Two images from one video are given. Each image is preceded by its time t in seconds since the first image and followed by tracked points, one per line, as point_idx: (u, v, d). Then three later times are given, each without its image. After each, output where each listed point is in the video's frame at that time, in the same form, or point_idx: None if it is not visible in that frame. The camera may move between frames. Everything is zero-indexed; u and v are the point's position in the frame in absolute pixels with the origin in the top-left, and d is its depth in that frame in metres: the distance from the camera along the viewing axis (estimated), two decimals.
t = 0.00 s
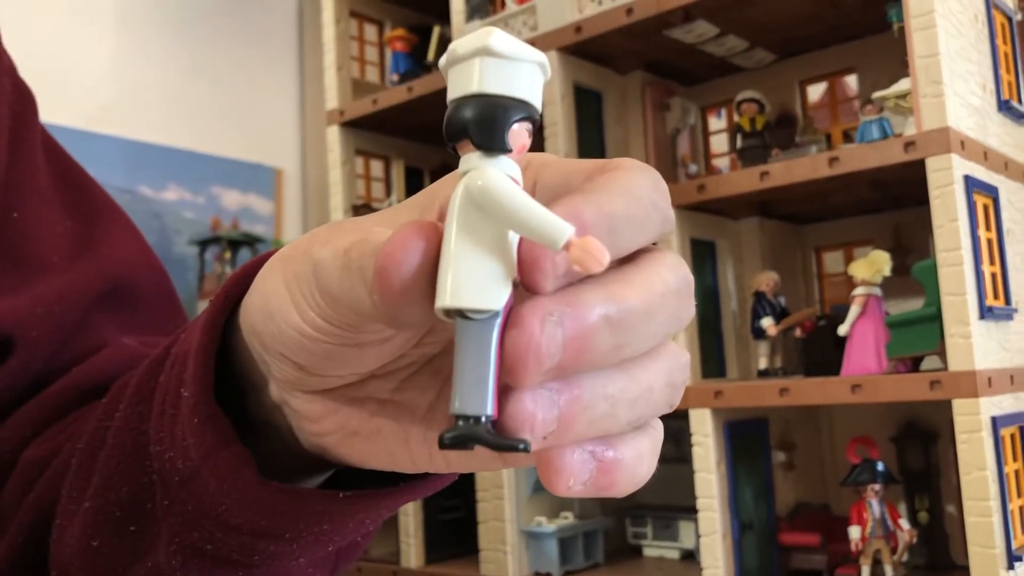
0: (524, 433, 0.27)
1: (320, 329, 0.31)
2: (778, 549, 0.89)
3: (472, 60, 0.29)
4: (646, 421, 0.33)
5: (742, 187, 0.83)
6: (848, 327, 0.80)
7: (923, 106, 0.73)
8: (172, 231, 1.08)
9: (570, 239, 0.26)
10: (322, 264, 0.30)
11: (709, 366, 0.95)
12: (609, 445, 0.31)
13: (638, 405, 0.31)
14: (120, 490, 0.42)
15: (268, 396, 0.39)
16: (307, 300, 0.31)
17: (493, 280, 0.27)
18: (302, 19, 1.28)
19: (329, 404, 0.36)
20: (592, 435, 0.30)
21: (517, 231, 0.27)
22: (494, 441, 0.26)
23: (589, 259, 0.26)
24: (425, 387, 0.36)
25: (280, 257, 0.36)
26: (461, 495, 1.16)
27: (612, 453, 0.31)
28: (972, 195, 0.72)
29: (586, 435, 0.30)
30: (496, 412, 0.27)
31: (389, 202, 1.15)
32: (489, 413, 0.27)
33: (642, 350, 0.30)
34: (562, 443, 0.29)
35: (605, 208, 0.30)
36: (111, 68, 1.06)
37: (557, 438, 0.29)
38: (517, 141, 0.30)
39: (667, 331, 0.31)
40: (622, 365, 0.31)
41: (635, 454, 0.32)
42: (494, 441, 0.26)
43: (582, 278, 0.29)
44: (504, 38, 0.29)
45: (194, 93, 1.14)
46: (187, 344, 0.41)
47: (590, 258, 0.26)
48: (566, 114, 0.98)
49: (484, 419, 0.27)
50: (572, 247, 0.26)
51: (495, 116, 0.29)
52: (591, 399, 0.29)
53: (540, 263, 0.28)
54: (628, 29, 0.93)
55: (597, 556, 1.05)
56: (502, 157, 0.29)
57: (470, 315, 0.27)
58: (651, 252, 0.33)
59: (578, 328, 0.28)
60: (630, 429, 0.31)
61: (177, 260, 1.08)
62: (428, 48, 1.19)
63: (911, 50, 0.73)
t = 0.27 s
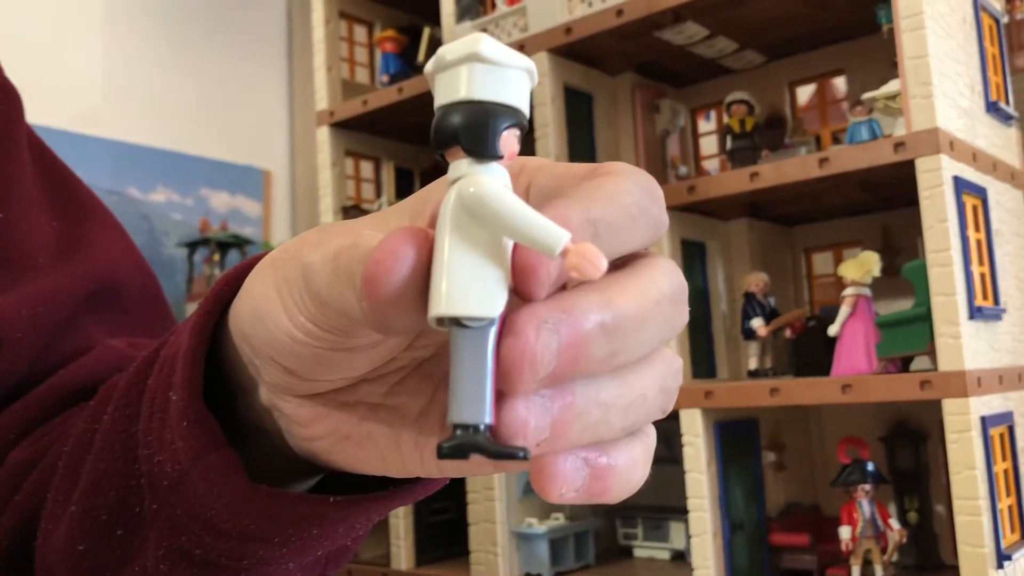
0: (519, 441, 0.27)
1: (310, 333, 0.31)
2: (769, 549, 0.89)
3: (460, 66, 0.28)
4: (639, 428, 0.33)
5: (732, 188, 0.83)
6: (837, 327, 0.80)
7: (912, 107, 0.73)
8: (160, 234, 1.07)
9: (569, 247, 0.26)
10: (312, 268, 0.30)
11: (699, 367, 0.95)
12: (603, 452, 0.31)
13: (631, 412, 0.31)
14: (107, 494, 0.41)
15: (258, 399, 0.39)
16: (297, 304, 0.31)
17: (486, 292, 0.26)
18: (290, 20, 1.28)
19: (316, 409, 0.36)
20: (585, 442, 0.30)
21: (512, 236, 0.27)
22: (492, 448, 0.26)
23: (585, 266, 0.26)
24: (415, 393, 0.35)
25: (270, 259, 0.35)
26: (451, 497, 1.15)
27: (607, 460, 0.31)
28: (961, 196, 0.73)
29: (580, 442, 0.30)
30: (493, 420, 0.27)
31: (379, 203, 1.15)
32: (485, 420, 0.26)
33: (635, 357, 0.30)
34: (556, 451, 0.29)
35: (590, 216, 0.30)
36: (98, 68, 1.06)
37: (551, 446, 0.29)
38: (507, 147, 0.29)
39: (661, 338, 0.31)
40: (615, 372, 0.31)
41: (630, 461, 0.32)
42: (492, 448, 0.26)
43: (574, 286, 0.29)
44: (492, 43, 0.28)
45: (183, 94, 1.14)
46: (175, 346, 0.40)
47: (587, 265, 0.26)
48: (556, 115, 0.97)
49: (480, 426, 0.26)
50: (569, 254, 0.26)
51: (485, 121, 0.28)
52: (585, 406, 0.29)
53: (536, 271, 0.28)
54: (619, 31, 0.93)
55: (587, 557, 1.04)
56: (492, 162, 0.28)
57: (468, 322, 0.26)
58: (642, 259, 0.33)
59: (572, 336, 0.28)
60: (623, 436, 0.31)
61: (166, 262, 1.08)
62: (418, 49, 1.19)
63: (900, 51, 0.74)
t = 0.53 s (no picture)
0: (506, 446, 0.26)
1: (298, 336, 0.31)
2: (757, 549, 0.89)
3: (459, 65, 0.28)
4: (630, 430, 0.32)
5: (720, 188, 0.83)
6: (825, 326, 0.80)
7: (899, 106, 0.73)
8: (146, 237, 1.06)
9: (557, 252, 0.26)
10: (301, 272, 0.30)
11: (686, 366, 0.95)
12: (592, 456, 0.30)
13: (622, 414, 0.31)
14: (92, 499, 0.41)
15: (245, 401, 0.38)
16: (285, 306, 0.30)
17: (477, 291, 0.26)
18: (275, 20, 1.27)
19: (304, 411, 0.36)
20: (575, 446, 0.29)
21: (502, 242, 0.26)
22: (473, 455, 0.26)
23: (573, 272, 0.25)
24: (404, 395, 0.35)
25: (257, 260, 0.35)
26: (439, 499, 1.14)
27: (596, 464, 0.30)
28: (947, 195, 0.73)
29: (570, 445, 0.29)
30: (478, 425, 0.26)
31: (366, 204, 1.14)
32: (470, 426, 0.26)
33: (627, 360, 0.30)
34: (545, 455, 0.29)
35: (584, 217, 0.30)
36: (81, 69, 1.04)
37: (540, 449, 0.28)
38: (504, 148, 0.29)
39: (653, 340, 0.31)
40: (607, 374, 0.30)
41: (620, 464, 0.31)
42: (474, 456, 0.26)
43: (565, 288, 0.29)
44: (492, 43, 0.28)
45: (168, 95, 1.13)
46: (162, 348, 0.40)
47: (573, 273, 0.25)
48: (544, 116, 0.97)
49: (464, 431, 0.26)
50: (557, 261, 0.26)
51: (484, 123, 0.28)
52: (576, 411, 0.29)
53: (533, 279, 0.27)
54: (606, 31, 0.93)
55: (576, 557, 1.04)
56: (488, 164, 0.28)
57: (454, 326, 0.26)
58: (635, 261, 0.32)
59: (563, 340, 0.27)
60: (614, 439, 0.31)
61: (150, 266, 1.07)
62: (405, 49, 1.19)
63: (887, 50, 0.74)
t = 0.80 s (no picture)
0: (493, 454, 0.26)
1: (288, 343, 0.30)
2: (752, 549, 0.89)
3: (443, 77, 0.28)
4: (617, 434, 0.33)
5: (713, 188, 0.82)
6: (819, 326, 0.80)
7: (892, 106, 0.73)
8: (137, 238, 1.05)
9: (542, 260, 0.25)
10: (291, 279, 0.29)
11: (680, 366, 0.94)
12: (581, 460, 0.31)
13: (608, 419, 0.31)
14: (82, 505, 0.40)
15: (236, 406, 0.38)
16: (275, 313, 0.30)
17: (465, 299, 0.26)
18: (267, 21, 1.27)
19: (296, 418, 0.35)
20: (562, 452, 0.30)
21: (488, 249, 0.26)
22: (460, 464, 0.25)
23: (558, 280, 0.25)
24: (395, 401, 0.34)
25: (247, 266, 0.34)
26: (433, 501, 1.14)
27: (584, 469, 0.31)
28: (940, 194, 0.73)
29: (559, 451, 0.29)
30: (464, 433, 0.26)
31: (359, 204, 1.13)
32: (457, 433, 0.26)
33: (613, 364, 0.30)
34: (533, 462, 0.29)
35: (569, 224, 0.30)
36: (70, 69, 1.03)
37: (527, 457, 0.28)
38: (490, 159, 0.28)
39: (637, 344, 0.31)
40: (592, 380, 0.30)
41: (606, 467, 0.32)
42: (461, 465, 0.25)
43: (550, 296, 0.28)
44: (475, 53, 0.27)
45: (158, 97, 1.12)
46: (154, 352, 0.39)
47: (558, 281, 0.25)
48: (537, 116, 0.97)
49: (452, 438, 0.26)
50: (543, 269, 0.25)
51: (470, 134, 0.27)
52: (562, 417, 0.29)
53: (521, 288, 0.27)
54: (599, 30, 0.93)
55: (570, 559, 1.04)
56: (473, 175, 0.27)
57: (441, 335, 0.26)
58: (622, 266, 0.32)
59: (549, 347, 0.27)
60: (599, 443, 0.31)
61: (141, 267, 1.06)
62: (397, 49, 1.18)
63: (878, 50, 0.74)
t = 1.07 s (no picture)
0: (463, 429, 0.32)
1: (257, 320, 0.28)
2: (751, 548, 0.89)
3: (406, 53, 0.35)
4: (592, 414, 0.42)
5: (711, 185, 0.82)
6: (818, 323, 0.80)
7: (890, 102, 0.73)
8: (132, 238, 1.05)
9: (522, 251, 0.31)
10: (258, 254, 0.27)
11: (678, 364, 0.94)
12: (558, 439, 0.39)
13: (578, 396, 0.39)
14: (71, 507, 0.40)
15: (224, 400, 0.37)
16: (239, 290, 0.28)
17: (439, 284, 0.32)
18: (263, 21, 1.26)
19: (277, 405, 0.33)
20: (537, 428, 0.38)
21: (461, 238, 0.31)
22: (427, 439, 0.30)
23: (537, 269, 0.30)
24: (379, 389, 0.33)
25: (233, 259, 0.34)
26: (432, 502, 1.13)
27: (557, 445, 0.39)
28: (938, 190, 0.73)
29: (532, 431, 0.38)
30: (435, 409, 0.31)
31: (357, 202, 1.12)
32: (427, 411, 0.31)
33: (579, 345, 0.38)
34: (508, 439, 0.37)
35: (528, 211, 0.39)
36: (65, 69, 1.03)
37: (498, 429, 0.36)
38: (452, 133, 0.37)
39: (599, 328, 0.39)
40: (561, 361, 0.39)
41: (577, 443, 0.40)
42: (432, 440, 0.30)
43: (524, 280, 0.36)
44: (437, 31, 0.35)
45: (154, 97, 1.11)
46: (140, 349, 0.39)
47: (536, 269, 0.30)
48: (534, 114, 0.96)
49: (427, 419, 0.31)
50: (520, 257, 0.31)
51: (433, 107, 0.35)
52: (531, 394, 0.37)
53: (490, 264, 0.31)
54: (596, 28, 0.93)
55: (569, 558, 1.04)
56: (436, 148, 0.36)
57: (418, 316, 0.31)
58: (587, 259, 0.41)
59: (520, 325, 0.35)
60: (572, 419, 0.39)
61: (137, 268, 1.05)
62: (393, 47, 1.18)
63: (876, 47, 0.73)
